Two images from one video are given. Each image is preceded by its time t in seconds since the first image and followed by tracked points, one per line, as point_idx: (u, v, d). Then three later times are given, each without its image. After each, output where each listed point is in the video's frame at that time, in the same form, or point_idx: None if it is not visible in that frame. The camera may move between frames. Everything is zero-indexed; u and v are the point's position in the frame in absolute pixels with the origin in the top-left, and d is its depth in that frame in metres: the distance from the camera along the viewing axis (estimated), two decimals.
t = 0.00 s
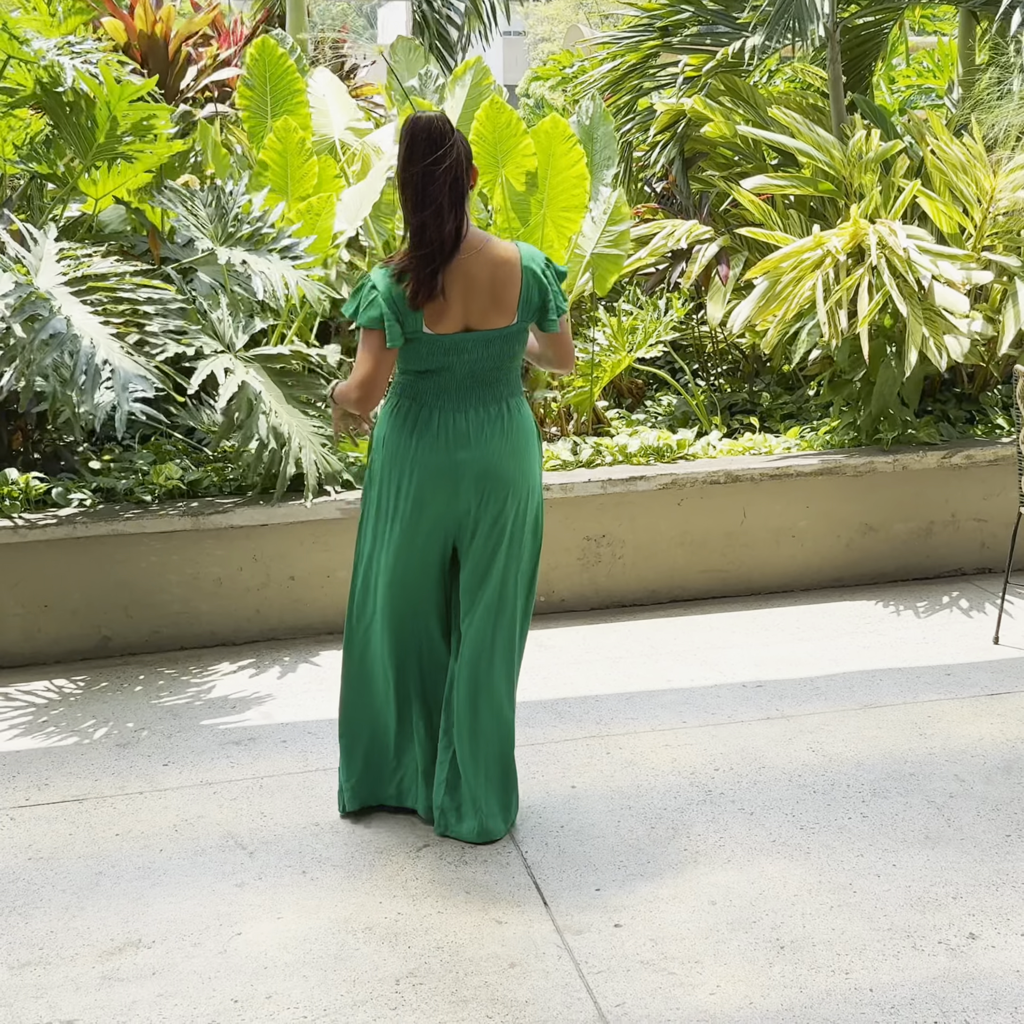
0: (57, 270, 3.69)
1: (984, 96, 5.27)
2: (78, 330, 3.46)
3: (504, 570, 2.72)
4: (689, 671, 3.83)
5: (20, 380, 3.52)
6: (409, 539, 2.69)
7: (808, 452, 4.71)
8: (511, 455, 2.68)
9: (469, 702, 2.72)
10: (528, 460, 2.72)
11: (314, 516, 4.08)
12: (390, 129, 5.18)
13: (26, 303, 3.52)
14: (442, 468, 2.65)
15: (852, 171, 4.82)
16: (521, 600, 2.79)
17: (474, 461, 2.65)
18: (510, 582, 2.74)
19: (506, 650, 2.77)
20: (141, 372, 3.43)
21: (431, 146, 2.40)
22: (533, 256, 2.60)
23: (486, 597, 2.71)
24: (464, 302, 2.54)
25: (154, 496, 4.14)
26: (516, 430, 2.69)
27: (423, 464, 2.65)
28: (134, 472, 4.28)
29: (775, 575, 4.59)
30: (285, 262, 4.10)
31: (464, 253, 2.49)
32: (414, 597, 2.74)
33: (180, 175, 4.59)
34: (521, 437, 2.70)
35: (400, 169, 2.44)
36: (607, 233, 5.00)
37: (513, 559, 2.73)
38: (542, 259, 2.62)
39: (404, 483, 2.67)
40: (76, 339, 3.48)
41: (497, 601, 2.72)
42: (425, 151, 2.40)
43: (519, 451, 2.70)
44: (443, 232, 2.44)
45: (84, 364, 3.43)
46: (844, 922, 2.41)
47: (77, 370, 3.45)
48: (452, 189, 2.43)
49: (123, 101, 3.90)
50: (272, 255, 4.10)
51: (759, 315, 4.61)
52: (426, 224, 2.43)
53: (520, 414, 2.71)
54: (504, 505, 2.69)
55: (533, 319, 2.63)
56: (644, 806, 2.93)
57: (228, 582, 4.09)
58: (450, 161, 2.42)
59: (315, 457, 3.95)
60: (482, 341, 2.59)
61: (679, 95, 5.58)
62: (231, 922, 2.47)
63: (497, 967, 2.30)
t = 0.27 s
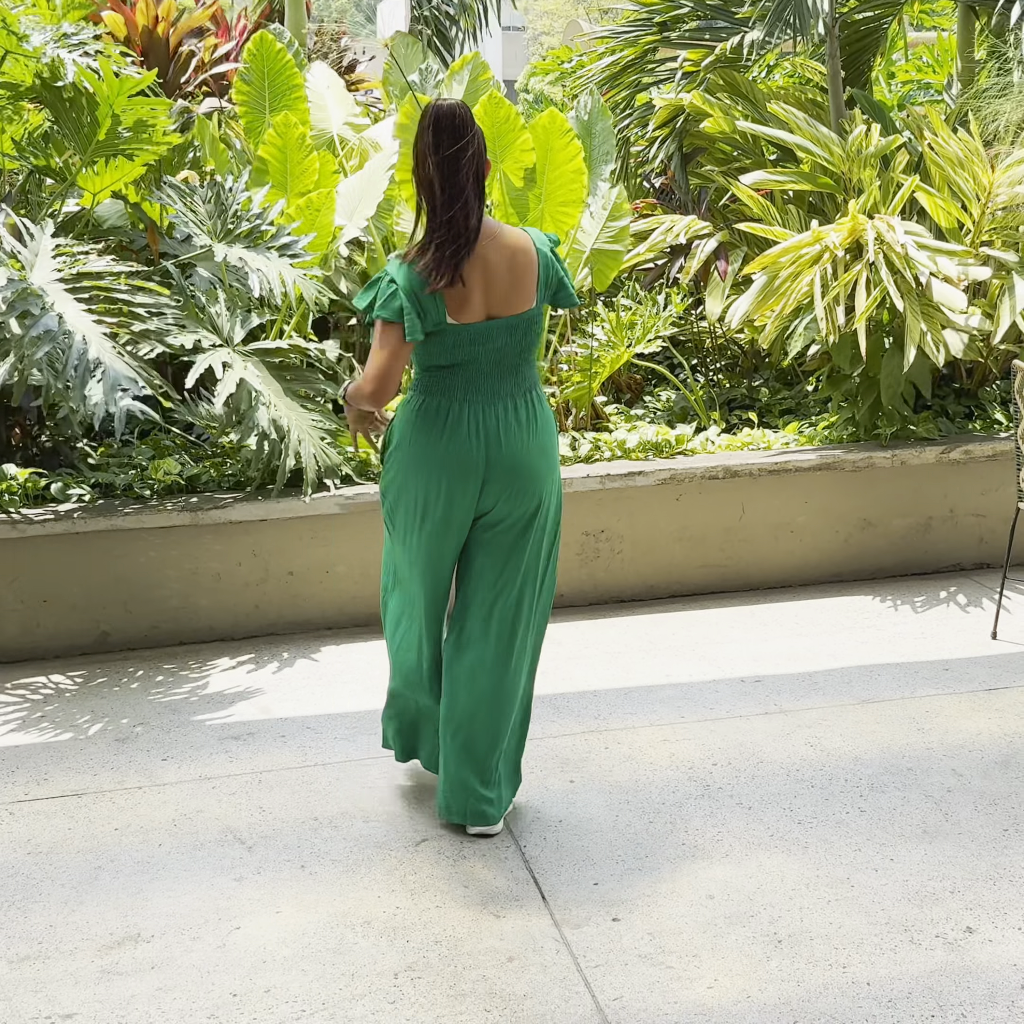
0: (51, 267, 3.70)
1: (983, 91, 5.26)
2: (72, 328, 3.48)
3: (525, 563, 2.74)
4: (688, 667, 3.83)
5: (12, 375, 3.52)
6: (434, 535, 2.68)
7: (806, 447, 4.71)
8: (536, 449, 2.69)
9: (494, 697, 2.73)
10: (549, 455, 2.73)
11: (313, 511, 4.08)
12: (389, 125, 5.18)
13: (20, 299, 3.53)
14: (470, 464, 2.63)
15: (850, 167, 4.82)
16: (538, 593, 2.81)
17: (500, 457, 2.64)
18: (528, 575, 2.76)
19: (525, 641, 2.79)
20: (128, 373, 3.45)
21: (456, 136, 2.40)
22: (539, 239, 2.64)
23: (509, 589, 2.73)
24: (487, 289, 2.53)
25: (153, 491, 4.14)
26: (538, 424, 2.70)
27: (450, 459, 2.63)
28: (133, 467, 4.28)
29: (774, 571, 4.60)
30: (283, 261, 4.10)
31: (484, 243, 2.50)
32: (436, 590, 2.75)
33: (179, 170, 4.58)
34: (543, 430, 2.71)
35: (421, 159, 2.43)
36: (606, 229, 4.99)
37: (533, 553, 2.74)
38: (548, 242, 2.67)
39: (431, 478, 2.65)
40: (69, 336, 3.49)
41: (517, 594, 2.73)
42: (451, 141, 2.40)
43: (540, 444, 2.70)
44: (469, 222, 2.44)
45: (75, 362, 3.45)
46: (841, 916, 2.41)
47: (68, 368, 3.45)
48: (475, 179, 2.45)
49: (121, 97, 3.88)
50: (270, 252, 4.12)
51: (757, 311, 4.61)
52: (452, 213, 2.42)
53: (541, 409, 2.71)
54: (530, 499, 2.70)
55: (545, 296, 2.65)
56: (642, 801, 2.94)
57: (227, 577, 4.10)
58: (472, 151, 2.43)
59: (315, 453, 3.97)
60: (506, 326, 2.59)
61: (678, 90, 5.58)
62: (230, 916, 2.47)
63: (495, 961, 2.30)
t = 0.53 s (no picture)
0: (51, 274, 3.70)
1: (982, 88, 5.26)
2: (64, 339, 3.47)
3: (526, 562, 2.73)
4: (686, 663, 3.83)
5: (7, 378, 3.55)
6: (436, 536, 2.67)
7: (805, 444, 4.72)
8: (536, 448, 2.68)
9: (498, 697, 2.72)
10: (549, 454, 2.73)
11: (312, 507, 4.08)
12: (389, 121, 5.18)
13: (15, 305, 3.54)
14: (471, 465, 2.63)
15: (849, 163, 4.81)
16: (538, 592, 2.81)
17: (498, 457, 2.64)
18: (529, 573, 2.75)
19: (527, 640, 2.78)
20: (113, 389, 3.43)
21: (461, 139, 2.39)
22: (537, 240, 2.64)
23: (510, 589, 2.72)
24: (485, 292, 2.53)
25: (152, 488, 4.14)
26: (537, 423, 2.70)
27: (450, 460, 2.62)
28: (133, 464, 4.28)
29: (772, 567, 4.60)
30: (281, 254, 4.09)
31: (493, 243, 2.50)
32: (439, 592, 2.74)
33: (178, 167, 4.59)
34: (542, 429, 2.71)
35: (426, 163, 2.42)
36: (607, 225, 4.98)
37: (534, 552, 2.74)
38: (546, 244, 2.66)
39: (432, 480, 2.64)
40: (59, 346, 3.48)
41: (518, 593, 2.73)
42: (456, 143, 2.39)
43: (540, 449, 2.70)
44: (479, 223, 2.44)
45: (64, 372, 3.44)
46: (839, 912, 2.42)
47: (57, 378, 3.45)
48: (481, 180, 2.44)
49: (120, 93, 3.87)
50: (267, 245, 4.11)
51: (756, 307, 4.62)
52: (462, 216, 2.42)
53: (539, 408, 2.71)
54: (531, 498, 2.69)
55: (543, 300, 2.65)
56: (640, 797, 2.94)
57: (225, 574, 4.10)
58: (478, 152, 2.42)
59: (314, 450, 3.96)
60: (502, 329, 2.58)
61: (677, 87, 5.57)
62: (229, 912, 2.48)
63: (494, 956, 2.30)
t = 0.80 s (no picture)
0: (52, 278, 3.69)
1: (982, 86, 5.26)
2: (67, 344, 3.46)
3: (519, 559, 2.74)
4: (686, 661, 3.83)
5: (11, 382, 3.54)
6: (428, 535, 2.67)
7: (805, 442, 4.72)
8: (526, 446, 2.68)
9: (494, 694, 2.73)
10: (540, 452, 2.72)
11: (311, 506, 4.08)
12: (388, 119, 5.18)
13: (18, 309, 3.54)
14: (461, 464, 2.63)
15: (850, 161, 4.81)
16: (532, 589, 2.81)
17: (490, 455, 2.64)
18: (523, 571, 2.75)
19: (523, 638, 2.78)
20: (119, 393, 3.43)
21: (448, 139, 2.39)
22: (527, 241, 2.62)
23: (504, 587, 2.73)
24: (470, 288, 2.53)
25: (152, 486, 4.14)
26: (528, 421, 2.69)
27: (440, 459, 2.62)
28: (132, 462, 4.28)
29: (772, 565, 4.60)
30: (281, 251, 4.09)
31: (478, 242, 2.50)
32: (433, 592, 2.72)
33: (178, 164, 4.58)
34: (533, 427, 2.71)
35: (413, 161, 2.41)
36: (606, 223, 4.98)
37: (527, 550, 2.74)
38: (536, 245, 2.65)
39: (423, 480, 2.64)
40: (62, 354, 3.48)
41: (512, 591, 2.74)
42: (443, 142, 2.39)
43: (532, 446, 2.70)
44: (463, 223, 2.44)
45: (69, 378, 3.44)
46: (839, 910, 2.42)
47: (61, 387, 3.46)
48: (467, 180, 2.44)
49: (117, 90, 3.86)
50: (266, 240, 4.12)
51: (760, 306, 4.61)
52: (446, 216, 2.42)
53: (530, 405, 2.71)
54: (523, 496, 2.69)
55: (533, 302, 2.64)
56: (640, 795, 2.95)
57: (225, 572, 4.10)
58: (465, 151, 2.42)
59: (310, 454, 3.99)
60: (489, 326, 2.58)
61: (677, 84, 5.57)
62: (229, 910, 2.48)
63: (494, 954, 2.31)
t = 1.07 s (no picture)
0: (49, 267, 3.69)
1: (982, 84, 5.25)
2: (68, 330, 3.46)
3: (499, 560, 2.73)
4: (687, 660, 3.83)
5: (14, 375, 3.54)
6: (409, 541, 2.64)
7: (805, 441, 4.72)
8: (500, 447, 2.67)
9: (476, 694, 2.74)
10: (514, 451, 2.72)
11: (312, 505, 4.08)
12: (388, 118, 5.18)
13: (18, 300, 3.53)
14: (438, 466, 2.61)
15: (851, 160, 4.81)
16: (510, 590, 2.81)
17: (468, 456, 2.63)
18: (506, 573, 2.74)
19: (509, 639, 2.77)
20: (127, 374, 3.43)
21: (424, 140, 2.39)
22: (505, 250, 2.58)
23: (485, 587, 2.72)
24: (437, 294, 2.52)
25: (153, 485, 4.14)
26: (502, 421, 2.69)
27: (416, 461, 2.60)
28: (133, 460, 4.28)
29: (773, 563, 4.60)
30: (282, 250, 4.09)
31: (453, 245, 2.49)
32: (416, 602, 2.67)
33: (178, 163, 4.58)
34: (508, 427, 2.70)
35: (388, 161, 2.41)
36: (606, 222, 4.99)
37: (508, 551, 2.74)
38: (515, 255, 2.59)
39: (401, 486, 2.61)
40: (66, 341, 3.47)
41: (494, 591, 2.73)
42: (420, 143, 2.39)
43: (508, 446, 2.70)
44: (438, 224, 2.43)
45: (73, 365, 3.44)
46: (840, 909, 2.42)
47: (66, 374, 3.46)
48: (442, 181, 2.43)
49: (116, 90, 3.86)
50: (267, 240, 4.12)
51: (762, 305, 4.61)
52: (420, 216, 2.41)
53: (502, 406, 2.71)
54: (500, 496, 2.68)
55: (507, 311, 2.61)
56: (641, 794, 2.95)
57: (225, 571, 4.10)
58: (441, 153, 2.42)
59: (313, 452, 3.91)
60: (455, 333, 2.57)
61: (678, 83, 5.57)
62: (231, 909, 2.48)
63: (495, 954, 2.31)
